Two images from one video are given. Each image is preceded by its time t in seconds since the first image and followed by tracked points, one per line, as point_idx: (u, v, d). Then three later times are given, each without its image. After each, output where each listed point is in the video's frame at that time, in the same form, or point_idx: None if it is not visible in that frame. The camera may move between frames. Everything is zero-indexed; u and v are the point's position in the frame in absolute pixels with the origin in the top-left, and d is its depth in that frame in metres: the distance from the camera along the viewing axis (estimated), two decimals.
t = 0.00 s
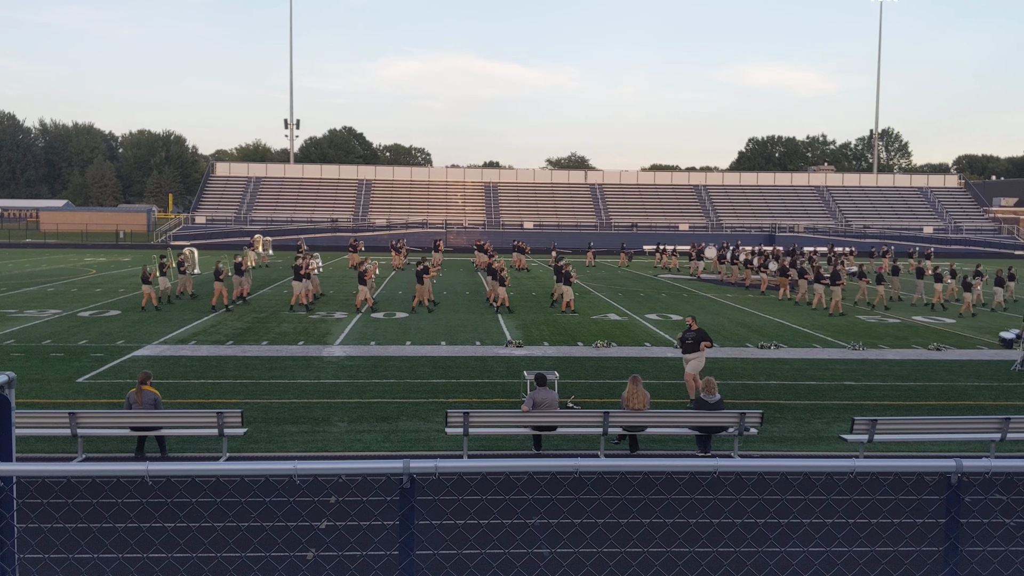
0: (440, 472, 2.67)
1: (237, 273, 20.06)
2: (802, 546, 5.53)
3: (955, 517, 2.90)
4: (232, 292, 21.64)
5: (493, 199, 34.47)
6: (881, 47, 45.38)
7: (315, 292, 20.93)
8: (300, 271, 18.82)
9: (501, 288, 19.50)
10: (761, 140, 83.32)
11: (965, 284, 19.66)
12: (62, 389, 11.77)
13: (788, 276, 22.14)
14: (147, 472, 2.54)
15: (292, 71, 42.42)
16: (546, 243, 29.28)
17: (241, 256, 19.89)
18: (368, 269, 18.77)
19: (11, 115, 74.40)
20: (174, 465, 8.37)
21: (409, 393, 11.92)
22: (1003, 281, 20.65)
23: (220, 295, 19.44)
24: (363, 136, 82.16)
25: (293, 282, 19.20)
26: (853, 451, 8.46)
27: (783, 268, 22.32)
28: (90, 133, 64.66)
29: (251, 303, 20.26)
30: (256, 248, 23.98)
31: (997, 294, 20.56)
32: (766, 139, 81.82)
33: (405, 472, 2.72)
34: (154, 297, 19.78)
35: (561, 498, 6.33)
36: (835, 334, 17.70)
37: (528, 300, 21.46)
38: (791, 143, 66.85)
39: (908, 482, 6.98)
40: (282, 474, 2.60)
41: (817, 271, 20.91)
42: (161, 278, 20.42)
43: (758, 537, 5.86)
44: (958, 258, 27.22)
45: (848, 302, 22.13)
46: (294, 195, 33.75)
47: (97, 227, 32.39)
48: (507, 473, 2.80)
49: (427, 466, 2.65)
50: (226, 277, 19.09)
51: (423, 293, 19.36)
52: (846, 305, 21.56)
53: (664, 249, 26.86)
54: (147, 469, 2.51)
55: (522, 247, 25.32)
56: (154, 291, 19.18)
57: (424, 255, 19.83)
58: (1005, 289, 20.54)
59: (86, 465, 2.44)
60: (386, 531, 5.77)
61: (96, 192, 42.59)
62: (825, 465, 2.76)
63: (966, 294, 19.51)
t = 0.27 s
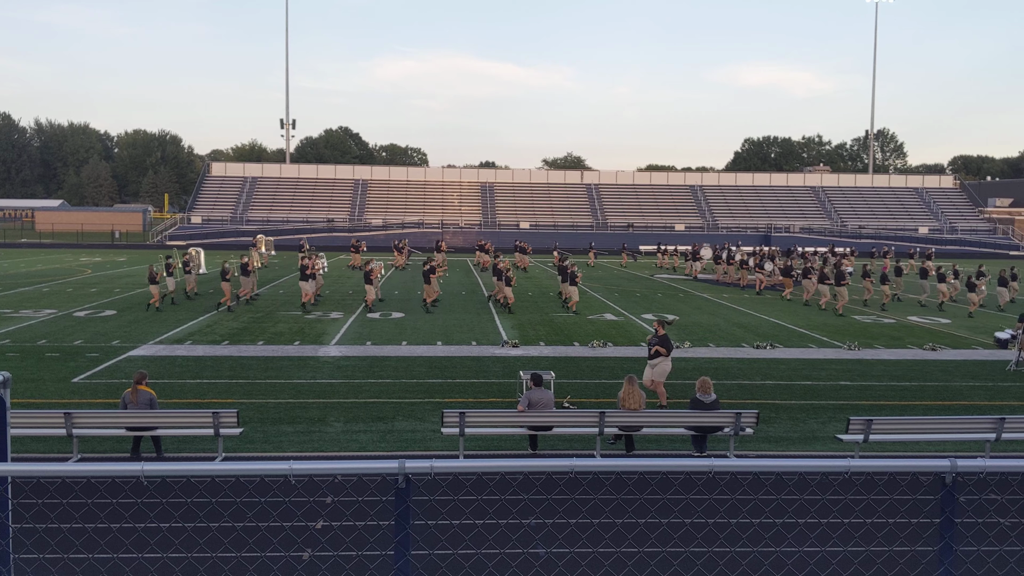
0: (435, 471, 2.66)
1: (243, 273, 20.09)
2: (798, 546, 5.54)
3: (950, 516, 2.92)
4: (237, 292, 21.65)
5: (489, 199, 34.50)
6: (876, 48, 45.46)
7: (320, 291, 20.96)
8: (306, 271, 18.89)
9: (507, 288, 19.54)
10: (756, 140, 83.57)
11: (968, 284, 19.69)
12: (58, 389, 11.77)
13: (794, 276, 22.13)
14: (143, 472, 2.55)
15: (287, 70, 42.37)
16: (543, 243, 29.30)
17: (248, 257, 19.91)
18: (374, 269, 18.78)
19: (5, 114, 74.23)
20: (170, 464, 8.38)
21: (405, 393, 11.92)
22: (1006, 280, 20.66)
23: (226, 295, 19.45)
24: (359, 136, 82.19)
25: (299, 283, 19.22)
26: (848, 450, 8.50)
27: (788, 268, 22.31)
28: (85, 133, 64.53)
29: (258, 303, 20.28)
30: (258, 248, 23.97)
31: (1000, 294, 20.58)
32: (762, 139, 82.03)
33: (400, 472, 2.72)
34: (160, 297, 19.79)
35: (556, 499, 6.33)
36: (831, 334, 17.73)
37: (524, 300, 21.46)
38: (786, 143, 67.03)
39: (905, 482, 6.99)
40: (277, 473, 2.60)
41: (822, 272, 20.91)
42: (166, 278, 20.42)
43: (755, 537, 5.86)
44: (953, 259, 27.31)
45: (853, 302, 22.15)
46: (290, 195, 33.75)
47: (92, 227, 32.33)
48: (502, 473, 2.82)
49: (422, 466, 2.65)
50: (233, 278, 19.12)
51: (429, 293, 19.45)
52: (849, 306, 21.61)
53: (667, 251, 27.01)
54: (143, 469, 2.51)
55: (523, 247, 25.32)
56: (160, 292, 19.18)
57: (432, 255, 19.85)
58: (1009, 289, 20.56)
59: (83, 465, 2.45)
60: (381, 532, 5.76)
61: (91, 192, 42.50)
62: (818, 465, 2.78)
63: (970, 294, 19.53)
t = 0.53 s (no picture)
0: (432, 471, 2.65)
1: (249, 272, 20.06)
2: (792, 546, 5.54)
3: (945, 516, 2.89)
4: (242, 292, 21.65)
5: (486, 199, 34.49)
6: (872, 47, 45.47)
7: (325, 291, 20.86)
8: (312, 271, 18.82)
9: (513, 288, 19.54)
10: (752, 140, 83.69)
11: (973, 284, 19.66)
12: (53, 388, 11.74)
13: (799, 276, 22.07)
14: (138, 471, 2.53)
15: (283, 71, 42.37)
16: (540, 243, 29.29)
17: (254, 257, 19.91)
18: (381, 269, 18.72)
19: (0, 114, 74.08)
20: (165, 464, 8.38)
21: (401, 393, 11.90)
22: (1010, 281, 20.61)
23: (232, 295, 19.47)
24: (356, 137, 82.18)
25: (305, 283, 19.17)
26: (843, 450, 8.50)
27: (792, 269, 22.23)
28: (81, 133, 64.39)
29: (263, 303, 20.28)
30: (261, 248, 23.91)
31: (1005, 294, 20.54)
32: (759, 139, 82.12)
33: (396, 472, 2.71)
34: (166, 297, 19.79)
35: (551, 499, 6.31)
36: (827, 334, 17.71)
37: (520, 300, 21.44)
38: (782, 143, 67.15)
39: (898, 481, 6.99)
40: (273, 473, 2.59)
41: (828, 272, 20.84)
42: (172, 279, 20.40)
43: (751, 536, 5.85)
44: (948, 259, 27.35)
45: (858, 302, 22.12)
46: (286, 195, 33.73)
47: (88, 227, 32.28)
48: (499, 472, 2.80)
49: (419, 466, 2.64)
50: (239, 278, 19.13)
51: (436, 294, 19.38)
52: (855, 306, 21.59)
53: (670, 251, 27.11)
54: (137, 468, 2.50)
55: (526, 247, 25.25)
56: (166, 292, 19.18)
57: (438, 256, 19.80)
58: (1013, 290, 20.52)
59: (77, 465, 2.43)
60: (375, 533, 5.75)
61: (87, 192, 42.42)
62: (815, 464, 2.76)
63: (976, 294, 19.50)
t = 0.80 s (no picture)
0: (429, 471, 2.64)
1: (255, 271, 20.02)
2: (790, 545, 5.53)
3: (940, 517, 2.88)
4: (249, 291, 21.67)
5: (483, 199, 34.50)
6: (869, 47, 45.54)
7: (328, 290, 20.85)
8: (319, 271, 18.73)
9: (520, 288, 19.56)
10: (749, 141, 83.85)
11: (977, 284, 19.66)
12: (49, 388, 11.73)
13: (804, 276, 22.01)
14: (133, 472, 2.52)
15: (280, 71, 42.37)
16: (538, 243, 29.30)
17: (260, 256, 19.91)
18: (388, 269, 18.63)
19: None
20: (162, 464, 8.37)
21: (398, 392, 11.90)
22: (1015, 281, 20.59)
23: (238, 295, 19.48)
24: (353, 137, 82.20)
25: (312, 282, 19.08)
26: (841, 450, 8.50)
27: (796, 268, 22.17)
28: (77, 132, 64.30)
29: (268, 302, 20.29)
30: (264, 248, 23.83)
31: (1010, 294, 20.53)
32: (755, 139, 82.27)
33: (393, 472, 2.70)
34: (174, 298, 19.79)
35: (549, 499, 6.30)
36: (824, 334, 17.72)
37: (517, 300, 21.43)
38: (779, 143, 67.31)
39: (898, 482, 6.97)
40: (269, 473, 2.58)
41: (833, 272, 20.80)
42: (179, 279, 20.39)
43: (749, 535, 5.85)
44: (945, 259, 27.41)
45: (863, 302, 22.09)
46: (283, 195, 33.72)
47: (85, 227, 32.24)
48: (495, 472, 2.80)
49: (415, 466, 2.63)
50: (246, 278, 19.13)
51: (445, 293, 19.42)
52: (860, 306, 21.57)
53: (671, 250, 27.08)
54: (134, 468, 2.49)
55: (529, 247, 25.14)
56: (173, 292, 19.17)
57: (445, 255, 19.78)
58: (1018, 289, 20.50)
59: (74, 465, 2.42)
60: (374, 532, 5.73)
61: (83, 191, 42.36)
62: (809, 464, 2.76)
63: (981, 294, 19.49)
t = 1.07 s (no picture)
0: (426, 471, 2.65)
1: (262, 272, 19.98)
2: (787, 545, 5.53)
3: (938, 516, 2.88)
4: (256, 291, 21.67)
5: (481, 198, 34.51)
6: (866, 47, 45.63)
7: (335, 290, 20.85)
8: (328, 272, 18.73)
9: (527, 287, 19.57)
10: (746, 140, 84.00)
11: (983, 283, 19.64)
12: (47, 388, 11.72)
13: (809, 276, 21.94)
14: (132, 472, 2.52)
15: (277, 71, 42.36)
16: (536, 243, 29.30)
17: (267, 256, 19.89)
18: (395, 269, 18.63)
19: None
20: (159, 464, 8.38)
21: (395, 392, 11.90)
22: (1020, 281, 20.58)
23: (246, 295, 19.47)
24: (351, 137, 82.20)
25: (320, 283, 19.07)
26: (838, 450, 8.51)
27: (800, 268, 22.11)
28: (74, 132, 64.23)
29: (276, 302, 20.29)
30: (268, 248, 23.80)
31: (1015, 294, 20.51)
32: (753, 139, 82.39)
33: (391, 472, 2.70)
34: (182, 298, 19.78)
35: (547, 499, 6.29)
36: (822, 334, 17.74)
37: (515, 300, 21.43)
38: (776, 143, 67.43)
39: (895, 481, 6.96)
40: (267, 473, 2.58)
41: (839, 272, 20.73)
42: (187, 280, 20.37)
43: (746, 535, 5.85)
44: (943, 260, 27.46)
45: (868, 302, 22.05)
46: (280, 195, 33.71)
47: (82, 227, 32.21)
48: (494, 472, 2.80)
49: (413, 466, 2.63)
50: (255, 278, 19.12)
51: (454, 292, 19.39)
52: (866, 306, 21.53)
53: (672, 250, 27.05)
54: (132, 468, 2.50)
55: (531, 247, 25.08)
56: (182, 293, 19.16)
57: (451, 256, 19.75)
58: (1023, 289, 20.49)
59: (73, 464, 2.42)
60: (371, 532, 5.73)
61: (81, 191, 42.32)
62: (806, 464, 2.77)
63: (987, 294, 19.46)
